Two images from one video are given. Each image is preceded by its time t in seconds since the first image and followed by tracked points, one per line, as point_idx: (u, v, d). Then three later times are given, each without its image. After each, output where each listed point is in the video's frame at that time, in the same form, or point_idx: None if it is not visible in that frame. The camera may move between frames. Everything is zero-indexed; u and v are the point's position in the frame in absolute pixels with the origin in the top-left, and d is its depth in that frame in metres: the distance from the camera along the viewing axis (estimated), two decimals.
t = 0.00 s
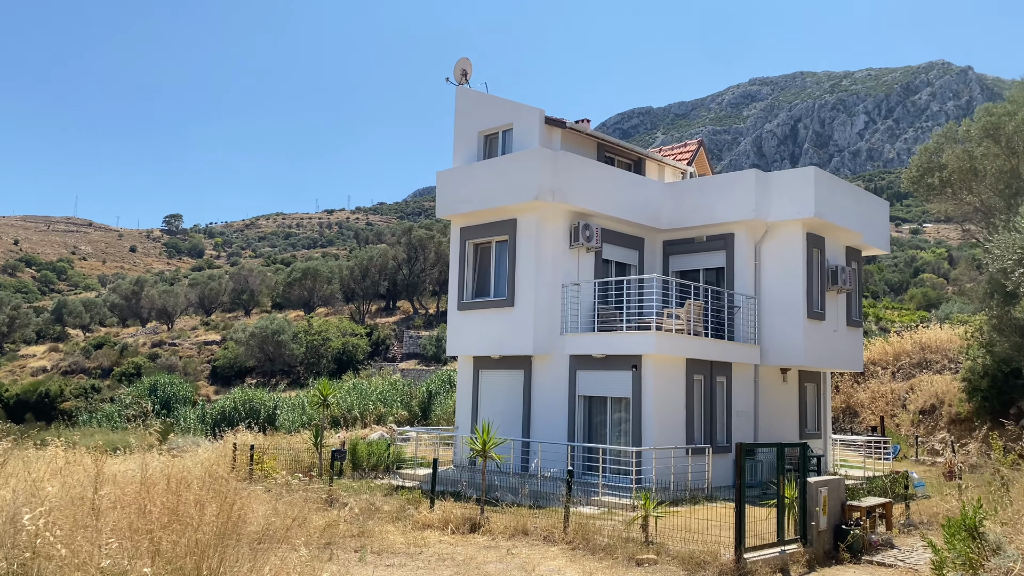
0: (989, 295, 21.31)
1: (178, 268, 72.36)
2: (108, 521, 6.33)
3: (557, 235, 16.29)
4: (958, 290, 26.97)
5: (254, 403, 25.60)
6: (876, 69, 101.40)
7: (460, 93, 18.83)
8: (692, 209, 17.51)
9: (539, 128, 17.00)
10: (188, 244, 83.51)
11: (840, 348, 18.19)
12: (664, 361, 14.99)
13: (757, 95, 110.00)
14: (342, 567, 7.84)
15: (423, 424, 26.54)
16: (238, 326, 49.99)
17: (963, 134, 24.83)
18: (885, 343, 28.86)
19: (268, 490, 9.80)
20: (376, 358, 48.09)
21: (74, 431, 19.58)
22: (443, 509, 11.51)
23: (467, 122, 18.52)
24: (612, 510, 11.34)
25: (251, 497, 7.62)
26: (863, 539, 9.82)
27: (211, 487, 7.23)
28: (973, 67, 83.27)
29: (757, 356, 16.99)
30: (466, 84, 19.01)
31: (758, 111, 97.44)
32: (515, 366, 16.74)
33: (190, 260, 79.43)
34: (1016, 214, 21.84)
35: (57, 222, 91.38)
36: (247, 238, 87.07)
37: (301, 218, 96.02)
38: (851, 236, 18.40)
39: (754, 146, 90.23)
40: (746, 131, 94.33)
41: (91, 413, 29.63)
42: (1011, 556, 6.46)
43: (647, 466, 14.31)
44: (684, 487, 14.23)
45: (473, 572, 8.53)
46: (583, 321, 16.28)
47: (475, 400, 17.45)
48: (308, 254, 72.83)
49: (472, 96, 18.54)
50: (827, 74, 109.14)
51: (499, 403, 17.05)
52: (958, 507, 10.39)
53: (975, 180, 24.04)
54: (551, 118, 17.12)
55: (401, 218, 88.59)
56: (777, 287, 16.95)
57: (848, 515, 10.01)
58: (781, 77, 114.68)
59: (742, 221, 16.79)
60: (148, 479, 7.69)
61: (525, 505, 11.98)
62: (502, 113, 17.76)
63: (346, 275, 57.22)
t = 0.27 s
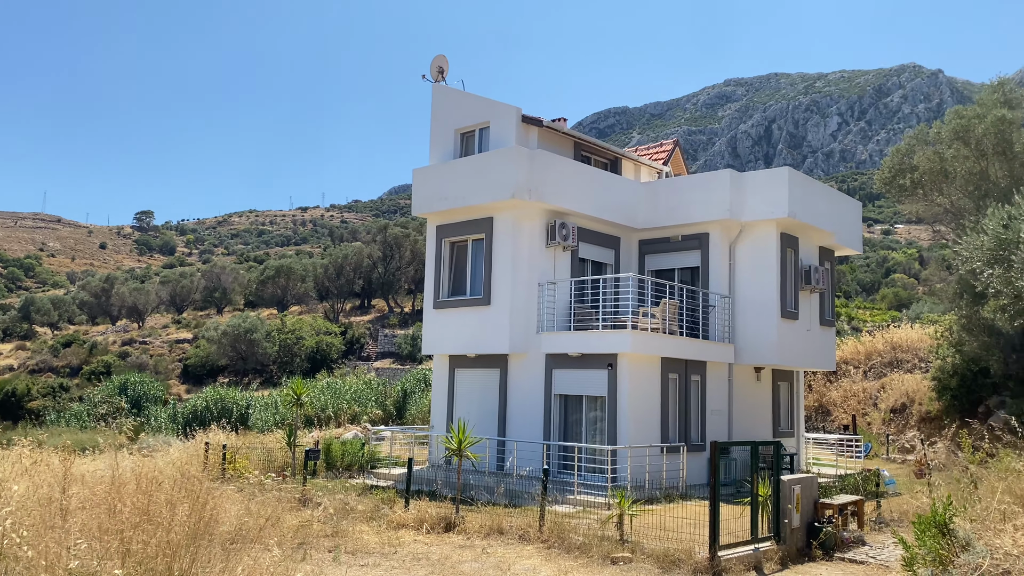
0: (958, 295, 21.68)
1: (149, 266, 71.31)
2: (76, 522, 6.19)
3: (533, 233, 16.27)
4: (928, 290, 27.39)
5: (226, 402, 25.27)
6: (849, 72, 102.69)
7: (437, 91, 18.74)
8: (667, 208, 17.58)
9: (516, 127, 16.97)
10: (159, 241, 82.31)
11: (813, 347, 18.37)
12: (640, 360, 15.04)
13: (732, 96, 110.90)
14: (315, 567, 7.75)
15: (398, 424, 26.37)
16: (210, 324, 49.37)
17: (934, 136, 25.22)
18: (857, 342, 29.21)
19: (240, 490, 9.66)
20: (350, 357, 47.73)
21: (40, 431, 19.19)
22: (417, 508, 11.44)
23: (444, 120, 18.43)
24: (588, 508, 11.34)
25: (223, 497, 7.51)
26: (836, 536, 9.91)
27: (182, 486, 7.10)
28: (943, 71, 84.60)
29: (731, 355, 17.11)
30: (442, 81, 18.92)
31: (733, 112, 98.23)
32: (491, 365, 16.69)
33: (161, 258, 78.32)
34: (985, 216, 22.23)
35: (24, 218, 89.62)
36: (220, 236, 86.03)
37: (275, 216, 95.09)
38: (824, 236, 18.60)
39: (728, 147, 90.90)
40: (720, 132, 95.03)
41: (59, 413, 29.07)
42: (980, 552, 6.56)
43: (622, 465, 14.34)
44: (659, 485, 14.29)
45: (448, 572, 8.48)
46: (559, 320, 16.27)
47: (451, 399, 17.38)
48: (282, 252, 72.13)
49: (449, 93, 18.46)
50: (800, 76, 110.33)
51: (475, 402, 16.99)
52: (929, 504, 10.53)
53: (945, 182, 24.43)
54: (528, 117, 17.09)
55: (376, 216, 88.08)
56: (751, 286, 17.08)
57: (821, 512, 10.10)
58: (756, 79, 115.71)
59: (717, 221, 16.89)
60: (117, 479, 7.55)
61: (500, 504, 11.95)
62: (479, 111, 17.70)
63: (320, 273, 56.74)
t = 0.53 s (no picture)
0: (919, 294, 22.18)
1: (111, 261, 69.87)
2: (39, 521, 6.05)
3: (503, 230, 16.27)
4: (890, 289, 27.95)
5: (190, 399, 24.86)
6: (814, 73, 104.29)
7: (406, 86, 18.63)
8: (636, 206, 17.71)
9: (486, 123, 16.95)
10: (121, 236, 80.66)
11: (778, 344, 18.65)
12: (609, 357, 15.14)
13: (699, 96, 111.95)
14: (283, 565, 7.68)
15: (365, 421, 26.18)
16: (174, 320, 48.53)
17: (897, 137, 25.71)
18: (821, 340, 29.70)
19: (206, 487, 9.52)
20: (317, 354, 47.27)
21: None
22: (386, 505, 11.38)
23: (414, 115, 18.33)
24: (557, 504, 11.39)
25: (188, 495, 7.38)
26: (800, 530, 10.09)
27: (147, 484, 6.97)
28: (905, 74, 86.34)
29: (698, 352, 17.30)
30: (412, 76, 18.82)
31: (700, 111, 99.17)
32: (460, 362, 16.67)
33: (123, 253, 76.77)
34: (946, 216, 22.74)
35: None
36: (184, 231, 84.59)
37: (240, 211, 93.76)
38: (789, 235, 18.88)
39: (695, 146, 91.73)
40: (688, 131, 95.88)
41: (16, 410, 28.35)
42: (941, 545, 6.70)
43: (591, 461, 14.42)
44: (627, 481, 14.40)
45: (418, 569, 8.45)
46: (528, 317, 16.30)
47: (419, 396, 17.32)
48: (247, 247, 71.17)
49: (419, 88, 18.36)
50: (766, 77, 111.78)
51: (444, 399, 16.96)
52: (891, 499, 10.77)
53: (907, 182, 24.94)
54: (499, 113, 17.08)
55: (343, 211, 87.34)
56: (718, 284, 17.28)
57: (786, 507, 10.27)
58: (722, 79, 116.93)
59: (685, 219, 17.06)
60: (79, 477, 7.39)
61: (470, 501, 11.95)
62: (449, 107, 17.64)
63: (286, 268, 56.08)
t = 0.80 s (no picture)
0: (876, 291, 22.71)
1: (63, 254, 68.03)
2: None
3: (468, 225, 16.21)
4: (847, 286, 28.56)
5: (147, 396, 24.34)
6: (773, 74, 105.97)
7: (371, 79, 18.44)
8: (601, 203, 17.79)
9: (451, 117, 16.86)
10: (74, 229, 78.58)
11: (739, 340, 18.93)
12: (574, 352, 15.20)
13: (661, 94, 112.96)
14: (247, 563, 7.56)
15: (327, 418, 25.90)
16: (129, 315, 47.45)
17: (855, 137, 26.25)
18: (780, 336, 30.21)
19: (165, 484, 9.32)
20: (277, 350, 46.62)
21: None
22: (350, 501, 11.27)
23: (378, 108, 18.16)
24: (522, 500, 11.40)
25: (149, 493, 7.20)
26: (762, 523, 10.26)
27: (107, 482, 6.78)
28: (861, 75, 88.22)
29: (661, 347, 17.46)
30: (377, 69, 18.63)
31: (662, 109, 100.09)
32: (425, 357, 16.58)
33: (75, 246, 74.80)
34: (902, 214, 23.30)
35: None
36: (140, 224, 82.74)
37: (198, 204, 92.01)
38: (750, 233, 19.16)
39: (657, 144, 92.55)
40: (650, 129, 96.69)
41: None
42: (901, 536, 6.88)
43: (555, 456, 14.47)
44: (591, 476, 14.48)
45: (383, 565, 8.38)
46: (493, 313, 16.28)
47: (383, 392, 17.19)
48: (205, 241, 69.90)
49: (383, 81, 18.19)
50: (727, 76, 113.27)
51: (408, 395, 16.86)
52: (851, 492, 11.00)
53: (865, 181, 25.46)
54: (464, 108, 17.01)
55: (304, 206, 86.27)
56: (681, 280, 17.46)
57: (748, 501, 10.44)
58: (684, 78, 118.13)
59: (649, 216, 17.20)
60: (34, 475, 7.17)
61: (434, 497, 11.90)
62: (414, 100, 17.50)
63: (246, 263, 55.19)
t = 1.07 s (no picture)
0: (832, 288, 23.26)
1: (10, 246, 65.95)
2: None
3: (431, 220, 16.14)
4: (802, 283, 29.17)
5: (100, 391, 23.77)
6: (731, 73, 107.51)
7: (333, 71, 18.23)
8: (563, 199, 17.87)
9: (415, 111, 16.76)
10: (21, 220, 76.20)
11: (698, 335, 19.21)
12: (537, 348, 15.26)
13: (622, 91, 113.78)
14: (210, 561, 7.47)
15: (286, 413, 25.59)
16: (81, 309, 46.23)
17: (812, 136, 26.71)
18: (737, 331, 30.73)
19: (124, 482, 9.14)
20: (235, 345, 45.88)
21: None
22: (312, 498, 11.17)
23: (340, 101, 17.96)
24: (485, 494, 11.43)
25: (109, 492, 7.05)
26: (722, 516, 10.45)
27: (65, 482, 6.63)
28: (817, 76, 90.01)
29: (622, 343, 17.63)
30: (339, 61, 18.42)
31: (623, 106, 100.85)
32: (387, 353, 16.49)
33: (23, 238, 72.54)
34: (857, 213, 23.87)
35: None
36: (91, 216, 80.58)
37: (152, 196, 89.97)
38: (710, 230, 19.44)
39: (618, 141, 93.23)
40: (611, 126, 97.32)
41: None
42: (860, 528, 7.11)
43: (518, 451, 14.52)
44: (554, 470, 14.58)
45: (348, 561, 8.34)
46: (456, 308, 16.25)
47: (344, 387, 17.05)
48: (160, 234, 68.41)
49: (345, 74, 17.99)
50: (686, 75, 114.60)
51: (369, 390, 16.74)
52: (808, 485, 11.26)
53: (822, 180, 25.89)
54: (428, 102, 16.92)
55: (262, 198, 84.93)
56: (643, 276, 17.65)
57: (709, 494, 10.62)
58: (644, 76, 119.12)
59: (611, 212, 17.33)
60: None
61: (398, 493, 11.87)
62: (376, 94, 17.35)
63: (202, 256, 54.16)
